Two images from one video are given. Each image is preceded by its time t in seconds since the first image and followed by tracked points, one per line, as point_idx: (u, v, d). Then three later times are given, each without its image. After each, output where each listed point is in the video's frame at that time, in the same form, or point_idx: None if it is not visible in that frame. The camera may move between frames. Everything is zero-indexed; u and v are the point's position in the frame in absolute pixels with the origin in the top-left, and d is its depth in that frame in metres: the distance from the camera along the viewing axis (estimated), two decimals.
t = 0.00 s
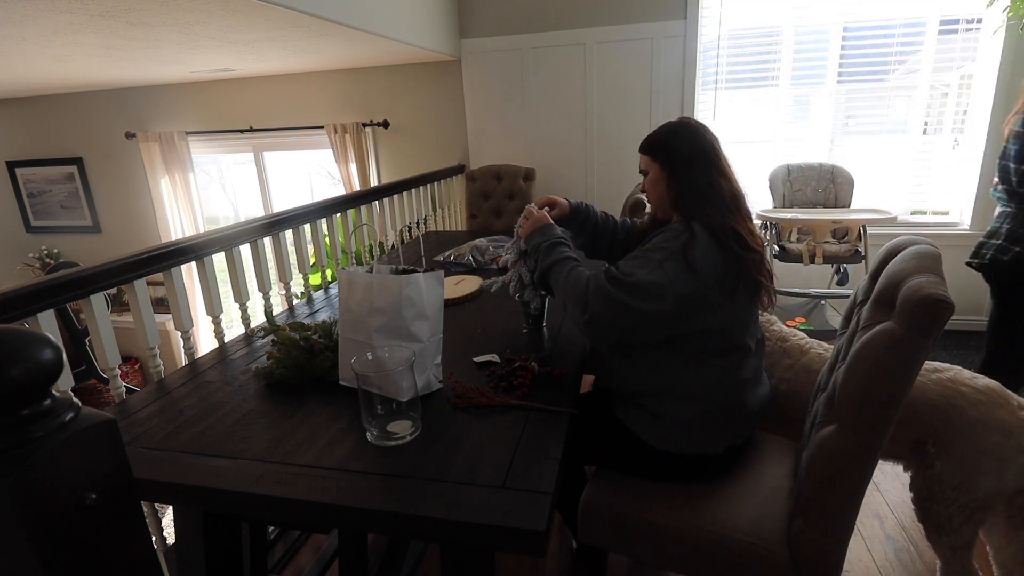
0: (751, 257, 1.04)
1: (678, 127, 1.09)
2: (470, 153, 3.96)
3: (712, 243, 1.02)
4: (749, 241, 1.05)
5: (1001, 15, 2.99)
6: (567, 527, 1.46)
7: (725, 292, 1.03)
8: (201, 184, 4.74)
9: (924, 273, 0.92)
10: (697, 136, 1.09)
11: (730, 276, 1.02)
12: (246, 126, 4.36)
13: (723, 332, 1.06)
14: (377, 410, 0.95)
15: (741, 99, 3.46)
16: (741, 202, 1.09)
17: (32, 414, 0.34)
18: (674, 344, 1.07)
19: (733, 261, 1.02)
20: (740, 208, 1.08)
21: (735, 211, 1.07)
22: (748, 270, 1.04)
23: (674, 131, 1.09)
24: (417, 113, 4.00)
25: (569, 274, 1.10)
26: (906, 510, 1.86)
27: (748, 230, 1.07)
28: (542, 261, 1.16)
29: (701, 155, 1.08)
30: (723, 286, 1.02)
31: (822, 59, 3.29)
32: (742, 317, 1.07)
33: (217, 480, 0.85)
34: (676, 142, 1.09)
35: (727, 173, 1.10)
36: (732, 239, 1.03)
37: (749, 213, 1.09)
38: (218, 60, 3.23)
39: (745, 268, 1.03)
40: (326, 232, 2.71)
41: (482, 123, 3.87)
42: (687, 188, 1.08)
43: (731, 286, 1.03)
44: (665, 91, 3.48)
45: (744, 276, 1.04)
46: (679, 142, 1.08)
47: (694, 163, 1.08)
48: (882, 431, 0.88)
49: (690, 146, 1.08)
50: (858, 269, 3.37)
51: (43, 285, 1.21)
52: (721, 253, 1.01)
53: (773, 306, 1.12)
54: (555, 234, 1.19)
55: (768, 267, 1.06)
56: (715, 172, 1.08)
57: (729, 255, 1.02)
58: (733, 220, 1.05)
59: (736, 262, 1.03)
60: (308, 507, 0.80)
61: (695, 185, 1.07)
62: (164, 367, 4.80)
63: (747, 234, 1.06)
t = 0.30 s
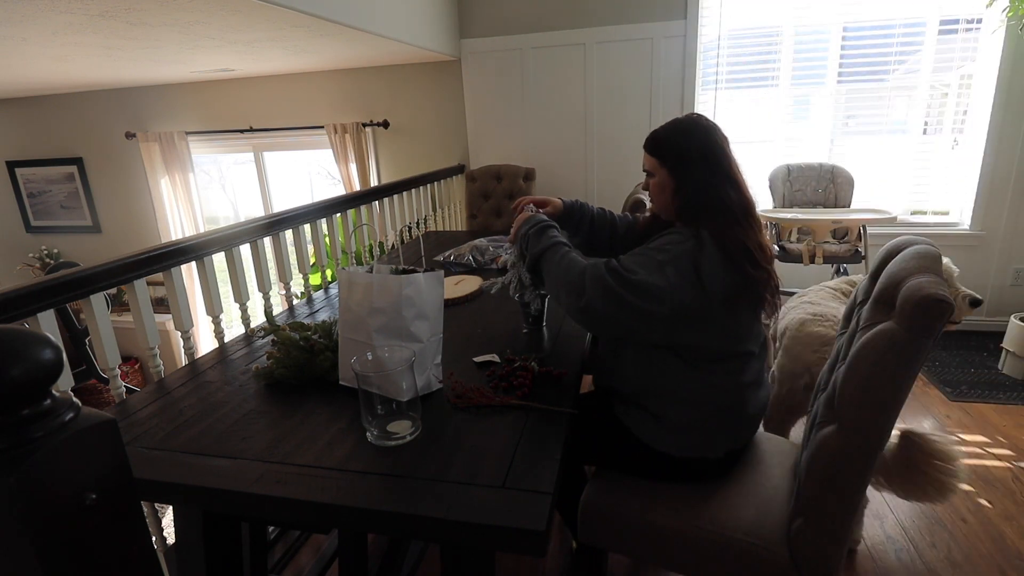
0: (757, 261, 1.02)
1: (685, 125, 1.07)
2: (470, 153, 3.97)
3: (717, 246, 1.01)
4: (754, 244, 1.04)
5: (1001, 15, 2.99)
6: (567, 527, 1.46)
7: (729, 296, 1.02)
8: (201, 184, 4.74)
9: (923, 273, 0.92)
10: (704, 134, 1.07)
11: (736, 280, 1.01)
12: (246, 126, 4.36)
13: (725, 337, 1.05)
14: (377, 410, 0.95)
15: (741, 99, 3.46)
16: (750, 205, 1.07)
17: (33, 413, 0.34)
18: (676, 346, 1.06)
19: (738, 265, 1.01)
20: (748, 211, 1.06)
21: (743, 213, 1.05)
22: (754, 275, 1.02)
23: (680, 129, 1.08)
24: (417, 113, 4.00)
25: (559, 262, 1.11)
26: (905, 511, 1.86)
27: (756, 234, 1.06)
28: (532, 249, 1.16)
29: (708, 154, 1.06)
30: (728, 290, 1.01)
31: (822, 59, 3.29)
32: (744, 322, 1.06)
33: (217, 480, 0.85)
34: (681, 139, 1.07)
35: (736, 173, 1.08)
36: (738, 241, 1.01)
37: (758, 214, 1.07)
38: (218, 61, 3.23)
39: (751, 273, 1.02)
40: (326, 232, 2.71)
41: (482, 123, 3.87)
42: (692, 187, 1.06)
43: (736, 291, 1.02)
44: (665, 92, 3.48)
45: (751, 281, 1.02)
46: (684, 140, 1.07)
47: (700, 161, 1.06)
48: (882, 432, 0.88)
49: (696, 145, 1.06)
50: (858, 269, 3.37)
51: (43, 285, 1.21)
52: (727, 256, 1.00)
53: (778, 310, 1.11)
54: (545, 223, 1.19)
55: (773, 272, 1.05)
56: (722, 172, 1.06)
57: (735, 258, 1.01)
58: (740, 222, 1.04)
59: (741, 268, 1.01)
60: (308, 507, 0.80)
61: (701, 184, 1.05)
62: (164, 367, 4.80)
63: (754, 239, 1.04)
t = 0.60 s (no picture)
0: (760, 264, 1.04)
1: (689, 126, 1.08)
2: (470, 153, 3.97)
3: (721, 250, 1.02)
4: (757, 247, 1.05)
5: (1001, 15, 2.99)
6: (567, 527, 1.46)
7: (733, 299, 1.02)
8: (201, 184, 4.74)
9: (923, 274, 0.92)
10: (708, 137, 1.07)
11: (740, 283, 1.02)
12: (246, 126, 4.36)
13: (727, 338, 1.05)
14: (377, 410, 0.95)
15: (741, 100, 3.46)
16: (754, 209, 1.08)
17: (33, 413, 0.34)
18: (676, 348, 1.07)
19: (740, 268, 1.02)
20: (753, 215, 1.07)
21: (746, 216, 1.06)
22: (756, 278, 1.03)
23: (685, 130, 1.08)
24: (416, 113, 4.00)
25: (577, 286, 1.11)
26: (905, 510, 1.86)
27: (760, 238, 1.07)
28: (554, 271, 1.16)
29: (711, 156, 1.07)
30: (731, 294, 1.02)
31: (822, 59, 3.29)
32: (747, 324, 1.06)
33: (217, 480, 0.85)
34: (684, 140, 1.07)
35: (740, 177, 1.08)
36: (740, 245, 1.03)
37: (761, 217, 1.08)
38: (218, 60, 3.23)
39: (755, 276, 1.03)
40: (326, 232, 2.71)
41: (482, 123, 3.87)
42: (698, 188, 1.06)
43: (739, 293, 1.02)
44: (665, 92, 3.48)
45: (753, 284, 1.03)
46: (688, 142, 1.07)
47: (703, 164, 1.06)
48: (882, 432, 0.88)
49: (700, 146, 1.07)
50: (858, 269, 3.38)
51: (43, 286, 1.21)
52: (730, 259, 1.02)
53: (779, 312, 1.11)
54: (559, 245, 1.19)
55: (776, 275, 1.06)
56: (726, 175, 1.06)
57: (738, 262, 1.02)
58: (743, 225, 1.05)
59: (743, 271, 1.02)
60: (308, 507, 0.80)
61: (707, 188, 1.06)
62: (164, 367, 4.80)
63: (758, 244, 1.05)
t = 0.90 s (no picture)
0: (761, 257, 1.01)
1: (683, 130, 1.09)
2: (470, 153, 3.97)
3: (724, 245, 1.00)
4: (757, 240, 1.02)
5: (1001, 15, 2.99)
6: (567, 527, 1.46)
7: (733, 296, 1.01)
8: (201, 184, 4.74)
9: (924, 273, 0.92)
10: (704, 137, 1.08)
11: (741, 279, 1.00)
12: (246, 126, 4.36)
13: (728, 337, 1.05)
14: (377, 410, 0.95)
15: (741, 100, 3.46)
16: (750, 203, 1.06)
17: (32, 414, 0.34)
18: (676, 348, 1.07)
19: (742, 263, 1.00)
20: (749, 210, 1.05)
21: (745, 210, 1.04)
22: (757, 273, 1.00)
23: (681, 133, 1.09)
24: (416, 113, 4.00)
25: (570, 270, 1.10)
26: (905, 511, 1.86)
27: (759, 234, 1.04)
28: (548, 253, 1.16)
29: (709, 156, 1.07)
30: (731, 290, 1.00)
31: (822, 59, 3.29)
32: (751, 323, 1.05)
33: (217, 480, 0.85)
34: (683, 143, 1.08)
35: (736, 173, 1.07)
36: (741, 238, 1.00)
37: (758, 212, 1.07)
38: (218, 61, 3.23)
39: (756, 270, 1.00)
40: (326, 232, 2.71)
41: (482, 123, 3.87)
42: (698, 187, 1.06)
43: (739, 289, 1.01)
44: (665, 92, 3.48)
45: (754, 279, 1.01)
46: (685, 142, 1.08)
47: (701, 164, 1.07)
48: (883, 432, 0.88)
49: (697, 147, 1.07)
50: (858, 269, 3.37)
51: (43, 286, 1.20)
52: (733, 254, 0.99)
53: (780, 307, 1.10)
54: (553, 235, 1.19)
55: (774, 272, 1.03)
56: (724, 172, 1.06)
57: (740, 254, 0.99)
58: (742, 220, 1.02)
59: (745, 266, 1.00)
60: (308, 507, 0.80)
61: (705, 185, 1.06)
62: (164, 367, 4.80)
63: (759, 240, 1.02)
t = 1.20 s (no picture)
0: (780, 271, 1.02)
1: (703, 132, 1.05)
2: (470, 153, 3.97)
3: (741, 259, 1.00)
4: (780, 254, 1.02)
5: (1001, 15, 2.99)
6: (567, 527, 1.46)
7: (750, 310, 1.01)
8: (201, 184, 4.74)
9: (924, 274, 0.92)
10: (730, 142, 1.05)
11: (758, 294, 1.01)
12: (246, 126, 4.36)
13: (743, 348, 1.04)
14: (377, 410, 0.95)
15: (741, 99, 3.46)
16: (779, 216, 1.06)
17: (32, 414, 0.34)
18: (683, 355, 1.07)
19: (756, 279, 1.00)
20: (775, 220, 1.05)
21: (767, 221, 1.04)
22: (776, 286, 1.02)
23: (700, 137, 1.06)
24: (416, 114, 4.00)
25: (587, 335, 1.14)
26: (907, 511, 1.86)
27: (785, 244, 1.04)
28: (559, 337, 1.21)
29: (726, 160, 1.04)
30: (748, 306, 1.01)
31: (822, 59, 3.29)
32: (769, 340, 1.05)
33: (217, 479, 0.85)
34: (699, 145, 1.05)
35: (762, 179, 1.06)
36: (758, 251, 1.01)
37: (785, 221, 1.06)
38: (218, 61, 3.23)
39: (772, 283, 1.02)
40: (326, 232, 2.71)
41: (482, 123, 3.87)
42: (716, 193, 1.05)
43: (758, 304, 1.01)
44: (665, 92, 3.48)
45: (774, 294, 1.02)
46: (705, 145, 1.05)
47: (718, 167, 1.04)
48: (884, 431, 0.88)
49: (714, 151, 1.04)
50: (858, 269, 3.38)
51: (43, 286, 1.20)
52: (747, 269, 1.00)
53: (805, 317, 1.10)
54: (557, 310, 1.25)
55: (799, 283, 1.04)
56: (746, 178, 1.04)
57: (756, 272, 1.00)
58: (762, 231, 1.03)
59: (763, 282, 1.01)
60: (308, 507, 0.80)
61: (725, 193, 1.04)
62: (164, 367, 4.81)
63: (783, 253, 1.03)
